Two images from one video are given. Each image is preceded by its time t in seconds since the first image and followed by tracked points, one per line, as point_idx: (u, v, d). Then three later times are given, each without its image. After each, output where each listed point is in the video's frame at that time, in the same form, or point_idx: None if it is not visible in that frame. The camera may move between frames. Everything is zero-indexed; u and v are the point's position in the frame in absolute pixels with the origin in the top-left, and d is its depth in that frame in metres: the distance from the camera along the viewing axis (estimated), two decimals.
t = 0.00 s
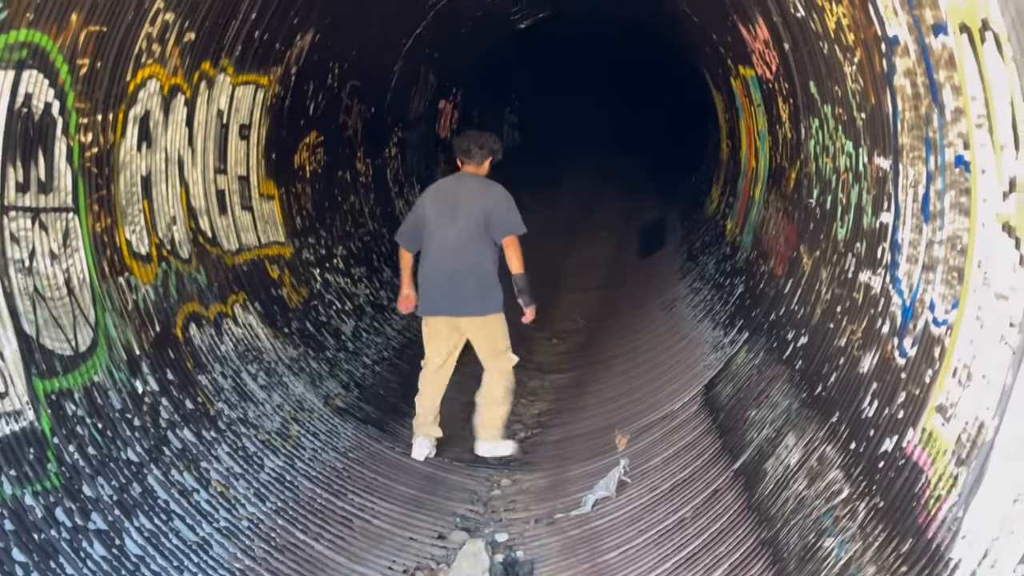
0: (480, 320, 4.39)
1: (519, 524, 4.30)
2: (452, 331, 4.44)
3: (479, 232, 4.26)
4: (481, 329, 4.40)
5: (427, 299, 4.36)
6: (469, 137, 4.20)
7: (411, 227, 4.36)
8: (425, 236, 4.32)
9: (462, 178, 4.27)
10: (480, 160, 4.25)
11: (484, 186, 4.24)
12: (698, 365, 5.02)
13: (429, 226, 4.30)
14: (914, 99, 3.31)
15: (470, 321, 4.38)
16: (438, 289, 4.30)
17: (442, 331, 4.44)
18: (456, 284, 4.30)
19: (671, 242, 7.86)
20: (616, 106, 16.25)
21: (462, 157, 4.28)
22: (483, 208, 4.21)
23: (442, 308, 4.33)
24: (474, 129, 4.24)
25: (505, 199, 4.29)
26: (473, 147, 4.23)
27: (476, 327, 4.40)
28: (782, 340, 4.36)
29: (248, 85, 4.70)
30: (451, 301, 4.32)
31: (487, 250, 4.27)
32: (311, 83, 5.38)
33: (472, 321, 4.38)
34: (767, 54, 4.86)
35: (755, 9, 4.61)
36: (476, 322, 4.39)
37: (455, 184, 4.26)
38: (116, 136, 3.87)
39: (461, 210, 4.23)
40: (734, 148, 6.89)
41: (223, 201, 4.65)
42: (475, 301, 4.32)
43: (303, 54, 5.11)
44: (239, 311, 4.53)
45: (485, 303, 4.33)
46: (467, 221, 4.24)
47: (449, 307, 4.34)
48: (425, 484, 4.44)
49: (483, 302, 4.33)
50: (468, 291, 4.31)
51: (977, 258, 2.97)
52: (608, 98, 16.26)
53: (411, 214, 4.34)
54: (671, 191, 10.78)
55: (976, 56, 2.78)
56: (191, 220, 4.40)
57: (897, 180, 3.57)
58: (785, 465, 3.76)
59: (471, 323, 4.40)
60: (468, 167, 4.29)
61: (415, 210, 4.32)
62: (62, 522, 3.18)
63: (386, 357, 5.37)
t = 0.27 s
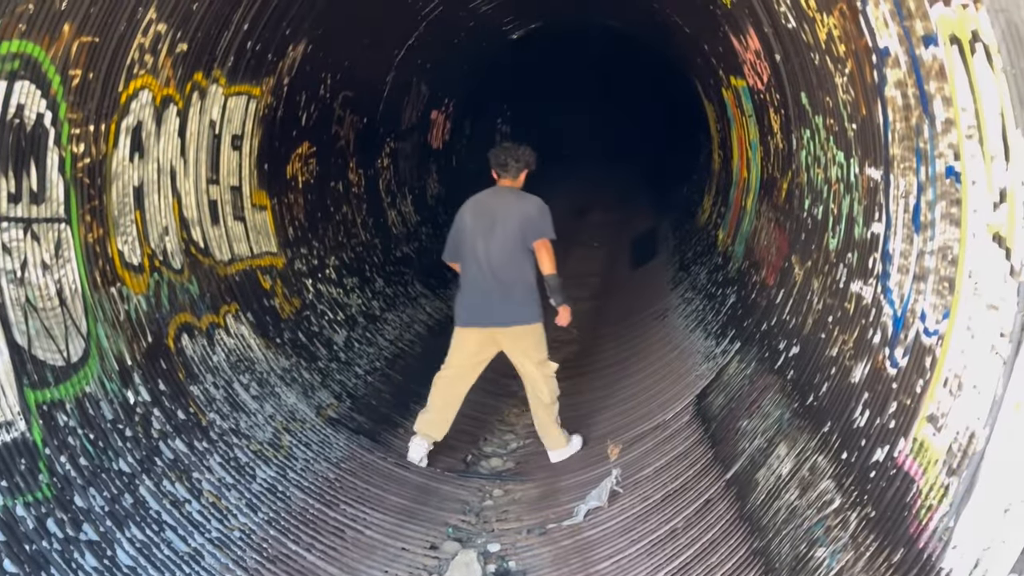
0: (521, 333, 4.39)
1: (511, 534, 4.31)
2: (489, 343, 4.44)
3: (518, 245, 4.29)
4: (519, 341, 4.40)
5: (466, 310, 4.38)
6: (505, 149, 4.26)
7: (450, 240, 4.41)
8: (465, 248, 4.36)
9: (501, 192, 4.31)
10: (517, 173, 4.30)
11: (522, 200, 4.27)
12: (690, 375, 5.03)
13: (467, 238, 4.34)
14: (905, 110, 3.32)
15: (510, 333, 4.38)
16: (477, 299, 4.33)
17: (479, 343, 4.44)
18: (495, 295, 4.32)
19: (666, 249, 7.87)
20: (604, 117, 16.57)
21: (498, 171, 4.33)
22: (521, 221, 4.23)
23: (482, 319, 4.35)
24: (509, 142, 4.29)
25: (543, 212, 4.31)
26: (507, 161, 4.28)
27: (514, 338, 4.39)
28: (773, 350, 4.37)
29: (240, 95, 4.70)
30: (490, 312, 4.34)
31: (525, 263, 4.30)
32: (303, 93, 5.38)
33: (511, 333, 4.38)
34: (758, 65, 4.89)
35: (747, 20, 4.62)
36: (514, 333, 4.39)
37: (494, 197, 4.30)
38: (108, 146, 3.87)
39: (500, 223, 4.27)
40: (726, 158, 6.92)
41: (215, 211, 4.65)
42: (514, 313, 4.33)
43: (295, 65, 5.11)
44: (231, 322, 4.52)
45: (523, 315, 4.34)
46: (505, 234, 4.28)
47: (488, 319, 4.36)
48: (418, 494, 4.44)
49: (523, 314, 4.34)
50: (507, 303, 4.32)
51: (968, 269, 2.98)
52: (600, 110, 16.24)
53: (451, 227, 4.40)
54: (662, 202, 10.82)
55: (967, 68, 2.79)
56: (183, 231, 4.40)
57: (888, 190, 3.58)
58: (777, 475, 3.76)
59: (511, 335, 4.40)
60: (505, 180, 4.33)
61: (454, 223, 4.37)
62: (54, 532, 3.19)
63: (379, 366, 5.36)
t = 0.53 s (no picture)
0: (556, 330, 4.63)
1: (503, 543, 4.31)
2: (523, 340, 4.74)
3: (553, 246, 4.51)
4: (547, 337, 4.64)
5: (503, 305, 4.63)
6: (546, 156, 4.50)
7: (489, 237, 4.65)
8: (503, 247, 4.60)
9: (540, 195, 4.54)
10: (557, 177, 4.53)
11: (559, 204, 4.49)
12: (681, 383, 5.03)
13: (506, 237, 4.57)
14: (895, 119, 3.33)
15: (545, 329, 4.62)
16: (513, 296, 4.57)
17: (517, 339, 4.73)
18: (531, 293, 4.56)
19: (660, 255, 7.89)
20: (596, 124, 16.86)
21: (539, 175, 4.57)
22: (557, 224, 4.45)
23: (517, 316, 4.59)
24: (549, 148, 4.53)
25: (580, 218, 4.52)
26: (550, 167, 4.53)
27: (548, 335, 4.64)
28: (764, 358, 4.38)
29: (232, 104, 4.70)
30: (526, 309, 4.58)
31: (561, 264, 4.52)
32: (293, 102, 5.38)
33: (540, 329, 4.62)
34: (749, 74, 4.90)
35: (737, 29, 4.64)
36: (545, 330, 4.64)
37: (533, 200, 4.53)
38: (99, 155, 3.87)
39: (537, 225, 4.49)
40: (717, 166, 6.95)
41: (206, 220, 4.64)
42: (549, 310, 4.56)
43: (287, 73, 5.11)
44: (222, 330, 4.52)
45: (553, 314, 4.58)
46: (542, 235, 4.50)
47: (523, 315, 4.60)
48: (410, 502, 4.44)
49: (556, 312, 4.57)
50: (543, 301, 4.56)
51: (958, 278, 2.99)
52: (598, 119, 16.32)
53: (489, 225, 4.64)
54: (653, 211, 10.85)
55: (957, 78, 2.80)
56: (174, 240, 4.40)
57: (878, 200, 3.59)
58: (768, 484, 3.75)
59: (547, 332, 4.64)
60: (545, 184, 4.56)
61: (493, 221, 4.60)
62: (44, 542, 3.18)
63: (370, 375, 5.34)
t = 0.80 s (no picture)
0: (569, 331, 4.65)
1: (494, 549, 4.31)
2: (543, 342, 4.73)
3: (568, 249, 4.52)
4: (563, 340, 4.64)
5: (518, 308, 4.62)
6: (557, 159, 4.49)
7: (501, 241, 4.63)
8: (517, 250, 4.58)
9: (552, 198, 4.53)
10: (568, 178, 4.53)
11: (573, 207, 4.49)
12: (673, 389, 5.03)
13: (519, 241, 4.56)
14: (886, 126, 3.33)
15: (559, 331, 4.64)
16: (529, 299, 4.56)
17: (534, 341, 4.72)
18: (547, 295, 4.56)
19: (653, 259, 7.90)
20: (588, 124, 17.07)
21: (549, 177, 4.57)
22: (572, 227, 4.46)
23: (533, 318, 4.59)
24: (558, 151, 4.53)
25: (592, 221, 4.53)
26: (559, 171, 4.53)
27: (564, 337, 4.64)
28: (756, 364, 4.38)
29: (223, 109, 4.70)
30: (542, 312, 4.59)
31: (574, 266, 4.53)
32: (285, 108, 5.38)
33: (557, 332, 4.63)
34: (740, 80, 4.91)
35: (729, 35, 4.64)
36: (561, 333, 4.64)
37: (546, 203, 4.52)
38: (90, 160, 3.86)
39: (551, 228, 4.49)
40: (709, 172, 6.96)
41: (198, 225, 4.64)
42: (563, 312, 4.58)
43: (279, 79, 5.11)
44: (213, 336, 4.52)
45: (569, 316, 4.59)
46: (557, 238, 4.50)
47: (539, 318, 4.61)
48: (401, 508, 4.43)
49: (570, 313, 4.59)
50: (557, 302, 4.56)
51: (949, 284, 2.99)
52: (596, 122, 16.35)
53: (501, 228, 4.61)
54: (644, 216, 10.88)
55: (948, 85, 2.80)
56: (166, 245, 4.39)
57: (869, 207, 3.59)
58: (760, 489, 3.75)
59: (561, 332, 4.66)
60: (556, 186, 4.54)
61: (506, 224, 4.58)
62: (35, 548, 3.15)
63: (362, 381, 5.33)
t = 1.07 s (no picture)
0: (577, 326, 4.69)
1: (488, 550, 4.31)
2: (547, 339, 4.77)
3: (575, 247, 4.57)
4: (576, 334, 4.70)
5: (527, 307, 4.65)
6: (554, 159, 4.57)
7: (507, 243, 4.66)
8: (524, 251, 4.63)
9: (555, 198, 4.60)
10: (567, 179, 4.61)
11: (576, 205, 4.56)
12: (666, 391, 5.03)
13: (526, 241, 4.60)
14: (880, 127, 3.33)
15: (568, 327, 4.68)
16: (538, 297, 4.60)
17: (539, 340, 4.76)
18: (555, 294, 4.60)
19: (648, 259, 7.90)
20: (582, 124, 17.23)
21: (549, 179, 4.64)
22: (577, 224, 4.52)
23: (546, 317, 4.63)
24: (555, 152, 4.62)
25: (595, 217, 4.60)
26: (558, 171, 4.61)
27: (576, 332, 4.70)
28: (749, 365, 4.38)
29: (216, 111, 4.69)
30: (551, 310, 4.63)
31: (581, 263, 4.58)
32: (278, 109, 5.38)
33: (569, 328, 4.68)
34: (733, 82, 4.91)
35: (722, 37, 4.64)
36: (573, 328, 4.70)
37: (549, 203, 4.58)
38: (83, 162, 3.86)
39: (557, 227, 4.54)
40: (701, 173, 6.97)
41: (190, 227, 4.64)
42: (571, 308, 4.62)
43: (272, 81, 5.11)
44: (206, 337, 4.51)
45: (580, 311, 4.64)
46: (563, 236, 4.55)
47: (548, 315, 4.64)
48: (395, 510, 4.43)
49: (577, 309, 4.63)
50: (565, 300, 4.61)
51: (943, 286, 2.99)
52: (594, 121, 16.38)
53: (507, 230, 4.65)
54: (637, 217, 10.91)
55: (942, 87, 2.80)
56: (159, 247, 4.39)
57: (863, 208, 3.59)
58: (753, 491, 3.75)
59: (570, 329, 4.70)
60: (556, 187, 4.62)
61: (512, 226, 4.62)
62: (28, 550, 3.16)
63: (355, 383, 5.33)
